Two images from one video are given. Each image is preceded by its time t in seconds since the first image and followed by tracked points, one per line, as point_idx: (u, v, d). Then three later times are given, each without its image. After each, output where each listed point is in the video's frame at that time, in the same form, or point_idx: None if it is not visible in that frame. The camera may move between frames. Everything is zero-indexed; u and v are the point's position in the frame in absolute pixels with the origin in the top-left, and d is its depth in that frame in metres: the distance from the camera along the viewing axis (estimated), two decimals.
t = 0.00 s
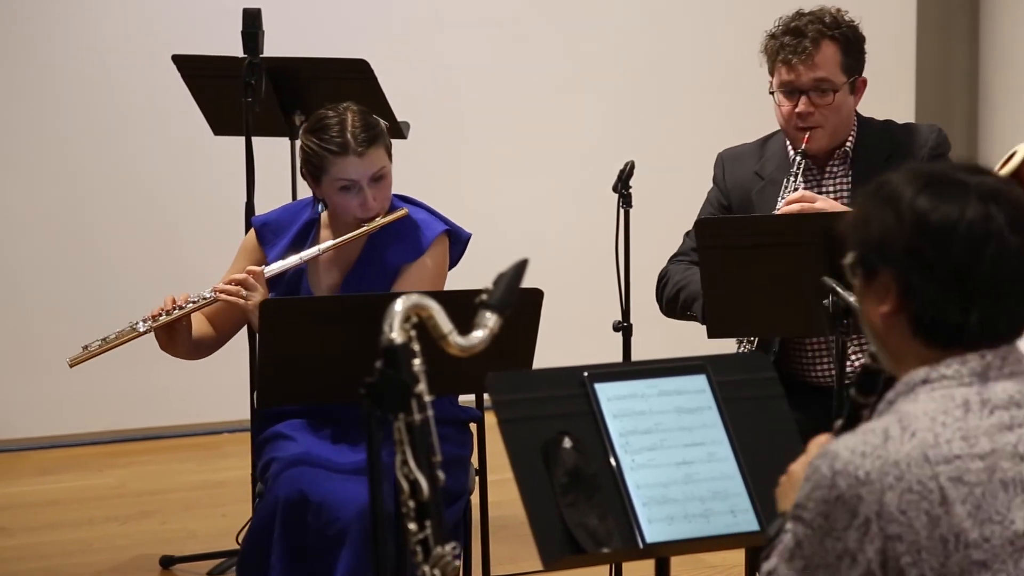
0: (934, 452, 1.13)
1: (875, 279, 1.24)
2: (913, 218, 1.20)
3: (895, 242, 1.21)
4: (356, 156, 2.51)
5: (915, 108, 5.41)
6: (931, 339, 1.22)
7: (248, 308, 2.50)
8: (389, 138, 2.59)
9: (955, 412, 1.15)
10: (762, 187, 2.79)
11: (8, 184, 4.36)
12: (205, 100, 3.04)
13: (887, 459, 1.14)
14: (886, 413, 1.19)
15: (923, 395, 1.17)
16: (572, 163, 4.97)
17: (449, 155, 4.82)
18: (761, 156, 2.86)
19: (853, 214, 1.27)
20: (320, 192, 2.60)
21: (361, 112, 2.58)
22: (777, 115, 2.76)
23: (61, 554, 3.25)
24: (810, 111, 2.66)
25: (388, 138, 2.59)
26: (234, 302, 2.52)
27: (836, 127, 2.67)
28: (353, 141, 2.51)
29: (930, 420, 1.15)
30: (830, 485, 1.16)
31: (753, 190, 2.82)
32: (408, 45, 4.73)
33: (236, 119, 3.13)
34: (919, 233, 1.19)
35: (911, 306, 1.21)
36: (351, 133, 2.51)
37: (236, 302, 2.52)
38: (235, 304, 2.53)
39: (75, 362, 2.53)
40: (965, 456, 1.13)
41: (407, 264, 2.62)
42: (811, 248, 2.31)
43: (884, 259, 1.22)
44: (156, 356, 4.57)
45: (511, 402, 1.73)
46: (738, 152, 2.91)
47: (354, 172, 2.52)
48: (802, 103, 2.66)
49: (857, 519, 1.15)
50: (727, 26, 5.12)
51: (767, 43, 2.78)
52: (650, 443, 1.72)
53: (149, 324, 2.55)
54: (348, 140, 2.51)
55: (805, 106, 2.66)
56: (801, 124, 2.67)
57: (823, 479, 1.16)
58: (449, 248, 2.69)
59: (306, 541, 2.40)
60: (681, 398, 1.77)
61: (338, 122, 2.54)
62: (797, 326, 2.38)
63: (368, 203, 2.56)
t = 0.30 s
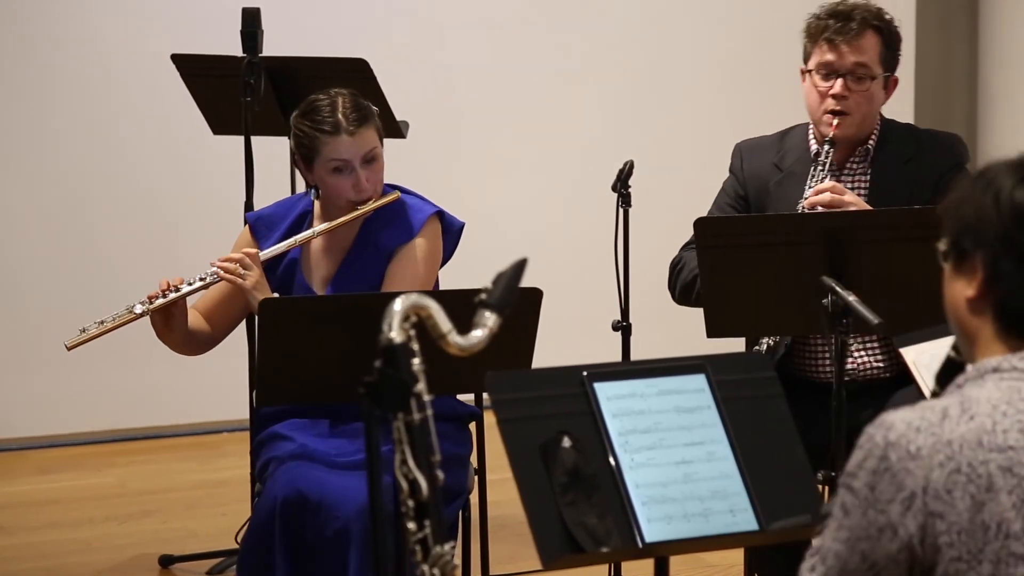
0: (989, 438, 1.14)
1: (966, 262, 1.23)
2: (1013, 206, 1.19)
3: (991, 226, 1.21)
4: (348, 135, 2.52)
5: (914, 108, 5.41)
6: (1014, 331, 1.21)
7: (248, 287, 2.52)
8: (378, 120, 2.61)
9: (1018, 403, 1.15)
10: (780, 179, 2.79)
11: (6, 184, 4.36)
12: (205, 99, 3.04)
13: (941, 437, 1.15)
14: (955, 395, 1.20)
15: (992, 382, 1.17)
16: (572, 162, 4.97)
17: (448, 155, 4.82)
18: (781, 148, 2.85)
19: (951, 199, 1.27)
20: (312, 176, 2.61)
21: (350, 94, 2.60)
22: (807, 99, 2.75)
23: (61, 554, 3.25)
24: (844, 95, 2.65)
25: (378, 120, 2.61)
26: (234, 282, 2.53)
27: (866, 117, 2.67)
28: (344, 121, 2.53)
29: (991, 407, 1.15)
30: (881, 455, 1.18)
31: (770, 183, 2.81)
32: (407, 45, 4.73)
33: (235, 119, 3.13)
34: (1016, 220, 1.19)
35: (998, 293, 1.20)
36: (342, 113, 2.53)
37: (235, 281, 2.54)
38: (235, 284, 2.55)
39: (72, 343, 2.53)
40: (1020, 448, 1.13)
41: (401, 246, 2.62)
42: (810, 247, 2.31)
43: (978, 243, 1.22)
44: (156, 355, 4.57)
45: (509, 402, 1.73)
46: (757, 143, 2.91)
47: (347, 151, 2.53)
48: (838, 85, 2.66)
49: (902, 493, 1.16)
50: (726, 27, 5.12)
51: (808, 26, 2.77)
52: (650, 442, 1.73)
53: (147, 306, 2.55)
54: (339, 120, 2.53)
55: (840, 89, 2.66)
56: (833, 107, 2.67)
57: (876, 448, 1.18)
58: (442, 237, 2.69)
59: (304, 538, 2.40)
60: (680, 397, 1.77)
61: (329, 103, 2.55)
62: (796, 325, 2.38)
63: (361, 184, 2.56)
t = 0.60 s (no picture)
0: (1010, 428, 1.19)
1: (985, 266, 1.28)
2: None
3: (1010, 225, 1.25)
4: (351, 119, 2.54)
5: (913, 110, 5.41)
6: None
7: (243, 257, 2.54)
8: (380, 110, 2.63)
9: None
10: (812, 180, 2.81)
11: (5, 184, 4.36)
12: (205, 99, 3.04)
13: (961, 423, 1.20)
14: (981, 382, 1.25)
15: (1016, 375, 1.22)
16: (571, 162, 4.97)
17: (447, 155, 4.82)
18: (818, 144, 2.85)
19: (968, 209, 1.32)
20: (311, 160, 2.62)
21: (356, 83, 2.63)
22: (862, 119, 2.72)
23: (59, 553, 3.25)
24: (905, 134, 2.64)
25: (380, 110, 2.63)
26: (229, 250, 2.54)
27: (918, 152, 2.69)
28: (347, 106, 2.55)
29: (1016, 398, 1.20)
30: (902, 436, 1.23)
31: (801, 184, 2.82)
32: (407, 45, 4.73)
33: (234, 119, 3.14)
34: None
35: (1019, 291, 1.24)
36: (347, 97, 2.56)
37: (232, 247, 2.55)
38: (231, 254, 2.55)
39: (61, 298, 2.53)
40: None
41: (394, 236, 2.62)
42: (808, 247, 2.31)
43: (998, 244, 1.26)
44: (155, 354, 4.57)
45: (508, 402, 1.73)
46: (790, 134, 2.91)
47: (349, 136, 2.54)
48: (901, 124, 2.64)
49: (921, 474, 1.21)
50: (726, 28, 5.12)
51: (883, 42, 2.69)
52: (648, 442, 1.73)
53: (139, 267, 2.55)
54: (344, 104, 2.56)
55: (902, 127, 2.64)
56: (891, 142, 2.66)
57: (896, 429, 1.23)
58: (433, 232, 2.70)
59: (301, 539, 2.40)
60: (681, 397, 1.77)
61: (334, 88, 2.58)
62: (794, 324, 2.38)
63: (360, 170, 2.58)
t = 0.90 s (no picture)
0: (990, 436, 1.14)
1: (935, 284, 1.26)
2: (959, 219, 1.22)
3: (949, 238, 1.23)
4: (359, 104, 2.58)
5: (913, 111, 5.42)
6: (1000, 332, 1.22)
7: (230, 214, 2.52)
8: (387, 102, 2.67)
9: (1019, 400, 1.15)
10: (831, 177, 2.82)
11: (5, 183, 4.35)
12: (202, 97, 3.04)
13: (941, 437, 1.15)
14: (955, 395, 1.21)
15: (991, 382, 1.18)
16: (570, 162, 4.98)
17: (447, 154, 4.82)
18: (835, 142, 2.86)
19: (905, 230, 1.30)
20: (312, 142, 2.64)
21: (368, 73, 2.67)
22: (882, 125, 2.73)
23: (58, 552, 3.25)
24: (926, 142, 2.66)
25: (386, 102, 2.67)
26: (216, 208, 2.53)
27: (938, 157, 2.71)
28: (357, 91, 2.59)
29: (991, 406, 1.16)
30: (884, 457, 1.17)
31: (819, 180, 2.82)
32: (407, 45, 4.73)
33: (232, 118, 3.14)
34: (973, 231, 1.21)
35: (974, 302, 1.22)
36: (357, 83, 2.59)
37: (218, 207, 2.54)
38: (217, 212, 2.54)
39: (49, 219, 2.53)
40: (1021, 445, 1.13)
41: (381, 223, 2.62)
42: (806, 246, 2.32)
43: (940, 260, 1.24)
44: (153, 353, 4.58)
45: (506, 401, 1.72)
46: (807, 130, 2.90)
47: (353, 120, 2.57)
48: (922, 132, 2.65)
49: (907, 493, 1.15)
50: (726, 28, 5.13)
51: (904, 49, 2.68)
52: (646, 441, 1.73)
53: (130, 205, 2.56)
54: (353, 89, 2.59)
55: (923, 135, 2.65)
56: (910, 148, 2.68)
57: (878, 450, 1.18)
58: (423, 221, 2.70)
59: (297, 538, 2.40)
60: (679, 395, 1.77)
61: (344, 74, 2.61)
62: (793, 322, 2.38)
63: (359, 155, 2.60)
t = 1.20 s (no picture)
0: (961, 436, 1.11)
1: (927, 265, 1.22)
2: (957, 201, 1.18)
3: (942, 219, 1.19)
4: (346, 90, 2.60)
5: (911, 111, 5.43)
6: (986, 320, 1.19)
7: (225, 213, 2.51)
8: (376, 91, 2.69)
9: (991, 399, 1.12)
10: (830, 156, 2.81)
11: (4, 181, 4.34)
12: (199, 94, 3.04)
13: (913, 437, 1.12)
14: (929, 392, 1.17)
15: (965, 379, 1.15)
16: (569, 162, 4.98)
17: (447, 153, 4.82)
18: (828, 126, 2.86)
19: (902, 208, 1.26)
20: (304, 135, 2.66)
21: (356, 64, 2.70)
22: (870, 91, 2.75)
23: (54, 550, 3.25)
24: (916, 97, 2.67)
25: (375, 91, 2.69)
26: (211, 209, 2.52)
27: (932, 115, 2.71)
28: (344, 79, 2.62)
29: (964, 405, 1.12)
30: (856, 456, 1.15)
31: (818, 161, 2.82)
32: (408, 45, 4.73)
33: (229, 116, 3.13)
34: (968, 213, 1.18)
35: (964, 286, 1.19)
36: (344, 73, 2.63)
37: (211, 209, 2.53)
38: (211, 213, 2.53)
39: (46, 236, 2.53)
40: (992, 445, 1.11)
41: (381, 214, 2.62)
42: (802, 244, 2.32)
43: (934, 240, 1.21)
44: (150, 351, 4.57)
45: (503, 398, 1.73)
46: (800, 122, 2.91)
47: (342, 106, 2.59)
48: (910, 87, 2.67)
49: (878, 493, 1.13)
50: (726, 28, 5.14)
51: (879, 12, 2.72)
52: (644, 438, 1.72)
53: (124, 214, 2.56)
54: (341, 78, 2.62)
55: (912, 91, 2.67)
56: (902, 107, 2.69)
57: (850, 449, 1.16)
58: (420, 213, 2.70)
59: (294, 536, 2.40)
60: (676, 393, 1.77)
61: (332, 65, 2.64)
62: (788, 320, 2.38)
63: (349, 143, 2.61)
